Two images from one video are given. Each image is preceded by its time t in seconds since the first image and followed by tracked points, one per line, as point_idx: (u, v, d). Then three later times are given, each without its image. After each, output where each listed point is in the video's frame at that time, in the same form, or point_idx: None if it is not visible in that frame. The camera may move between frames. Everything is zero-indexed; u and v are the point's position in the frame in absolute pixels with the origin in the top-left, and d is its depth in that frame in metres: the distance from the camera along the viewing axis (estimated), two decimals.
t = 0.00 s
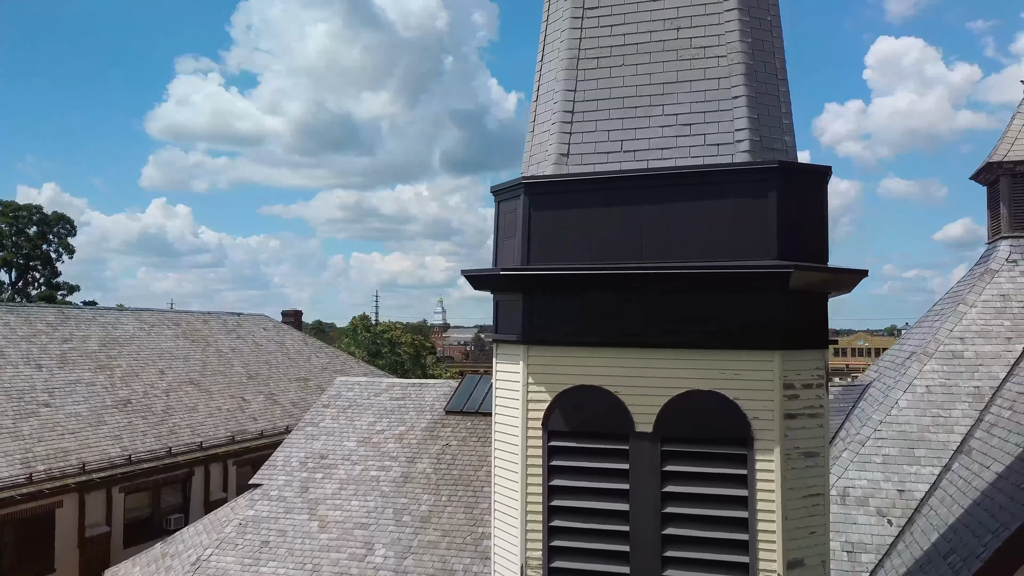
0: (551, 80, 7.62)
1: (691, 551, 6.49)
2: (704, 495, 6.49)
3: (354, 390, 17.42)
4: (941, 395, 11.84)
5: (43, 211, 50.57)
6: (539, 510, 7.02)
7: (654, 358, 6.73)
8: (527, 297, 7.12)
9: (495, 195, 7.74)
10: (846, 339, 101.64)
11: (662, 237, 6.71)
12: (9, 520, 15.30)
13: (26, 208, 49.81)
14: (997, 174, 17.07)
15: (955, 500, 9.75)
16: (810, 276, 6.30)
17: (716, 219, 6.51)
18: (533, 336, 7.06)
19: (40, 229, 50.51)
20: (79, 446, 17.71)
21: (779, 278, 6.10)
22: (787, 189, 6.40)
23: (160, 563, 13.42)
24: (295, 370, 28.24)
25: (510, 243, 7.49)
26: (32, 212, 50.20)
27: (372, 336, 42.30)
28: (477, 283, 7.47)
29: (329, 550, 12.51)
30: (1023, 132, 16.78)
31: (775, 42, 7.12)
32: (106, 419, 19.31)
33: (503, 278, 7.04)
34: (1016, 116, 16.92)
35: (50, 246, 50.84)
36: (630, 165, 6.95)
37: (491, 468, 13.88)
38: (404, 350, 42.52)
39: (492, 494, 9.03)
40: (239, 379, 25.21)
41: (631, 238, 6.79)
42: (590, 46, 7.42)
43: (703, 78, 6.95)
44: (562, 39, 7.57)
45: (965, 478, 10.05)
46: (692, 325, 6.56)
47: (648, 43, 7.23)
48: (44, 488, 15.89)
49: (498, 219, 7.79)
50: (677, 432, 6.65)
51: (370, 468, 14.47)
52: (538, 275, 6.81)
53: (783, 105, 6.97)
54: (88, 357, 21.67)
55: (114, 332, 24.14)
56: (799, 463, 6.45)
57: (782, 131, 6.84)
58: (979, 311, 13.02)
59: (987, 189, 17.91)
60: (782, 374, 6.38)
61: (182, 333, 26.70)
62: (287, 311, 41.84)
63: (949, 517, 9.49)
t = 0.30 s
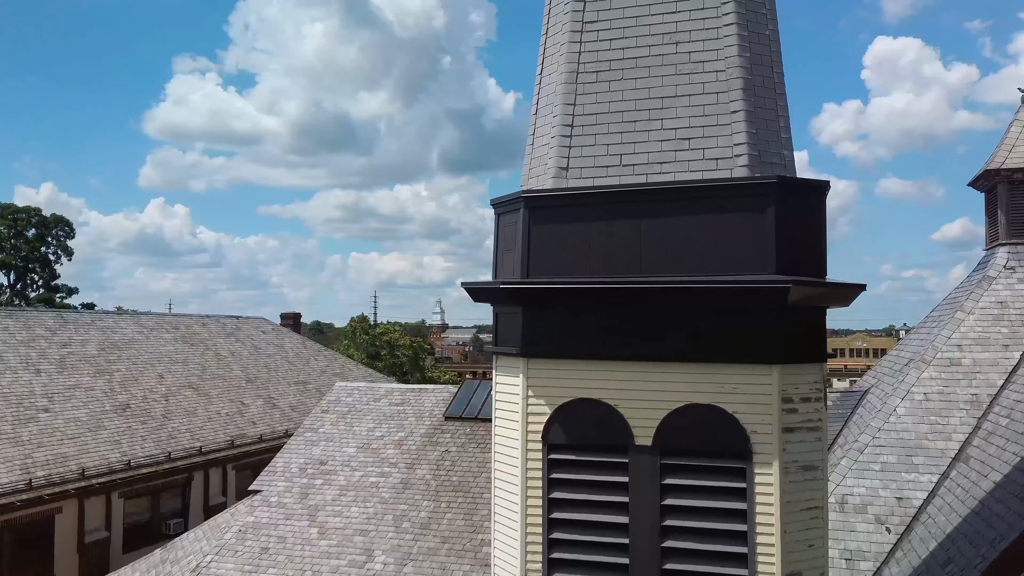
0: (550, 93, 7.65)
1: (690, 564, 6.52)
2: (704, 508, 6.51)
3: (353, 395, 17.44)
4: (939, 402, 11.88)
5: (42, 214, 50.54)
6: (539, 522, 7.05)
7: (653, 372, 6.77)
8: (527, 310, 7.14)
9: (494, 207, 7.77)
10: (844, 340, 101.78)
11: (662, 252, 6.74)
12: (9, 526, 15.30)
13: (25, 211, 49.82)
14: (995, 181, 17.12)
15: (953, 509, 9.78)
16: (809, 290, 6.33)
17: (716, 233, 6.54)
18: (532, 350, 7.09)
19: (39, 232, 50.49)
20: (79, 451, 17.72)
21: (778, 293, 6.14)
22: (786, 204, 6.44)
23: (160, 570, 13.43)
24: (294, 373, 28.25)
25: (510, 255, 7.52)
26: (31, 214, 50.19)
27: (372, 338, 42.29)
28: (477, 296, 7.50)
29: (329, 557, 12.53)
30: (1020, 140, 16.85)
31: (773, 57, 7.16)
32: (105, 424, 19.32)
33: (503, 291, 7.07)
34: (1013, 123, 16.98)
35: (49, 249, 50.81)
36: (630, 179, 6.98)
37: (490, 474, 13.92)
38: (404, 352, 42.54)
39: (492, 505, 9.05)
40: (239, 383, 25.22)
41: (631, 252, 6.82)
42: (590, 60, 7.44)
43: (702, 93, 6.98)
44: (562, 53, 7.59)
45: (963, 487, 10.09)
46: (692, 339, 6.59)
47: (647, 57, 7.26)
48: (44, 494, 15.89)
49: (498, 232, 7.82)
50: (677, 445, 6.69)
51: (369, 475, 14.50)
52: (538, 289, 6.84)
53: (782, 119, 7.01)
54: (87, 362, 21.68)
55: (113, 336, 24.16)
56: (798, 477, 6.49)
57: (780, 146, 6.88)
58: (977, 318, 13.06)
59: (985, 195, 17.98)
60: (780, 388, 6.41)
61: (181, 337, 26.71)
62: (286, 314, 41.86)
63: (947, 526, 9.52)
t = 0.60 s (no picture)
0: (551, 99, 7.67)
1: (691, 568, 6.55)
2: (704, 512, 6.54)
3: (353, 397, 17.46)
4: (938, 405, 11.91)
5: (41, 215, 50.51)
6: (539, 527, 7.07)
7: (653, 377, 6.79)
8: (528, 315, 7.17)
9: (495, 213, 7.80)
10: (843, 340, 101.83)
11: (662, 257, 6.77)
12: (9, 528, 15.32)
13: (25, 211, 49.79)
14: (994, 184, 17.15)
15: (952, 512, 9.81)
16: (810, 296, 6.36)
17: (716, 239, 6.57)
18: (533, 355, 7.11)
19: (38, 232, 50.49)
20: (79, 452, 17.74)
21: (778, 299, 6.17)
22: (786, 210, 6.46)
23: (160, 572, 13.45)
24: (293, 374, 28.25)
25: (511, 261, 7.55)
26: (31, 215, 50.16)
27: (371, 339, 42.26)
28: (478, 301, 7.53)
29: (329, 559, 12.55)
30: (1019, 143, 16.89)
31: (774, 63, 7.18)
32: (105, 425, 19.34)
33: (504, 297, 7.10)
34: (1012, 126, 17.02)
35: (48, 250, 50.79)
36: (630, 185, 7.01)
37: (490, 476, 13.94)
38: (403, 353, 42.52)
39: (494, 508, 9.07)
40: (238, 384, 25.23)
41: (632, 258, 6.85)
42: (590, 66, 7.47)
43: (703, 99, 7.01)
44: (563, 59, 7.62)
45: (962, 489, 10.12)
46: (693, 345, 6.62)
47: (647, 63, 7.29)
48: (44, 496, 15.91)
49: (498, 237, 7.84)
50: (678, 450, 6.71)
51: (369, 477, 14.52)
52: (539, 293, 6.87)
53: (782, 125, 7.04)
54: (87, 363, 21.70)
55: (113, 338, 24.17)
56: (798, 481, 6.51)
57: (781, 152, 6.91)
58: (976, 320, 13.09)
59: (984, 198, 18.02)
60: (780, 393, 6.43)
61: (181, 339, 26.72)
62: (285, 315, 41.86)
63: (946, 529, 9.55)
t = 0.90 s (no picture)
0: (551, 101, 7.70)
1: (690, 568, 6.57)
2: (704, 513, 6.56)
3: (352, 397, 17.48)
4: (937, 405, 11.94)
5: (40, 215, 50.49)
6: (540, 527, 7.09)
7: (653, 377, 6.82)
8: (527, 316, 7.20)
9: (495, 214, 7.82)
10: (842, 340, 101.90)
11: (662, 259, 6.80)
12: (9, 529, 15.32)
13: (24, 211, 49.77)
14: (992, 185, 17.19)
15: (950, 512, 9.84)
16: (809, 297, 6.38)
17: (715, 240, 6.61)
18: (533, 355, 7.13)
19: (37, 232, 50.47)
20: (78, 453, 17.74)
21: (777, 300, 6.20)
22: (785, 212, 6.50)
23: (160, 572, 13.46)
24: (292, 375, 28.27)
25: (511, 262, 7.58)
26: (29, 215, 50.15)
27: (370, 339, 42.23)
28: (478, 302, 7.55)
29: (329, 560, 12.57)
30: (1017, 144, 16.93)
31: (773, 65, 7.22)
32: (105, 425, 19.35)
33: (504, 297, 7.12)
34: (1010, 128, 17.06)
35: (48, 250, 50.76)
36: (630, 186, 7.04)
37: (490, 476, 13.96)
38: (402, 353, 42.52)
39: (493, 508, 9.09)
40: (237, 385, 25.24)
41: (632, 259, 6.87)
42: (590, 68, 7.49)
43: (702, 101, 7.04)
44: (563, 61, 7.64)
45: (961, 489, 10.15)
46: (693, 346, 6.64)
47: (647, 65, 7.31)
48: (44, 497, 15.91)
49: (499, 238, 7.87)
50: (677, 450, 6.73)
51: (369, 477, 14.54)
52: (539, 295, 6.89)
53: (781, 128, 7.08)
54: (86, 364, 21.71)
55: (112, 338, 24.18)
56: (798, 482, 6.54)
57: (780, 154, 6.95)
58: (975, 321, 13.12)
59: (982, 198, 18.05)
60: (780, 394, 6.46)
61: (180, 339, 26.73)
62: (284, 315, 41.88)
63: (945, 529, 9.57)
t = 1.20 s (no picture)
0: (549, 102, 7.72)
1: (688, 567, 6.60)
2: (701, 512, 6.59)
3: (351, 397, 17.49)
4: (934, 405, 11.97)
5: (38, 215, 50.44)
6: (538, 526, 7.11)
7: (650, 377, 6.84)
8: (526, 316, 7.22)
9: (494, 214, 7.84)
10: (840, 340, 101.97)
11: (659, 260, 6.83)
12: (7, 529, 15.32)
13: (22, 211, 49.74)
14: (989, 185, 17.21)
15: (947, 512, 9.87)
16: (806, 298, 6.41)
17: (713, 241, 6.64)
18: (531, 355, 7.15)
19: (35, 232, 50.41)
20: (76, 453, 17.74)
21: (774, 300, 6.23)
22: (782, 213, 6.53)
23: (158, 572, 13.47)
24: (291, 375, 28.28)
25: (509, 262, 7.60)
26: (28, 215, 50.09)
27: (369, 339, 42.21)
28: (477, 302, 7.57)
29: (328, 559, 12.58)
30: (1014, 144, 16.96)
31: (770, 65, 7.24)
32: (103, 426, 19.35)
33: (503, 297, 7.14)
34: (1007, 128, 17.09)
35: (46, 250, 50.69)
36: (628, 187, 7.07)
37: (488, 476, 13.98)
38: (401, 353, 42.52)
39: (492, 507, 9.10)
40: (236, 385, 25.25)
41: (630, 260, 6.90)
42: (588, 69, 7.51)
43: (700, 101, 7.06)
44: (561, 61, 7.65)
45: (958, 489, 10.18)
46: (690, 346, 6.67)
47: (645, 66, 7.33)
48: (42, 497, 15.91)
49: (497, 238, 7.89)
50: (675, 450, 6.76)
51: (367, 477, 14.56)
52: (537, 295, 6.92)
53: (778, 128, 7.11)
54: (84, 364, 21.71)
55: (111, 338, 24.18)
56: (795, 481, 6.56)
57: (777, 154, 6.99)
58: (972, 321, 13.15)
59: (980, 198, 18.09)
60: (777, 394, 6.49)
61: (178, 339, 26.73)
62: (283, 315, 41.88)
63: (942, 529, 9.60)
